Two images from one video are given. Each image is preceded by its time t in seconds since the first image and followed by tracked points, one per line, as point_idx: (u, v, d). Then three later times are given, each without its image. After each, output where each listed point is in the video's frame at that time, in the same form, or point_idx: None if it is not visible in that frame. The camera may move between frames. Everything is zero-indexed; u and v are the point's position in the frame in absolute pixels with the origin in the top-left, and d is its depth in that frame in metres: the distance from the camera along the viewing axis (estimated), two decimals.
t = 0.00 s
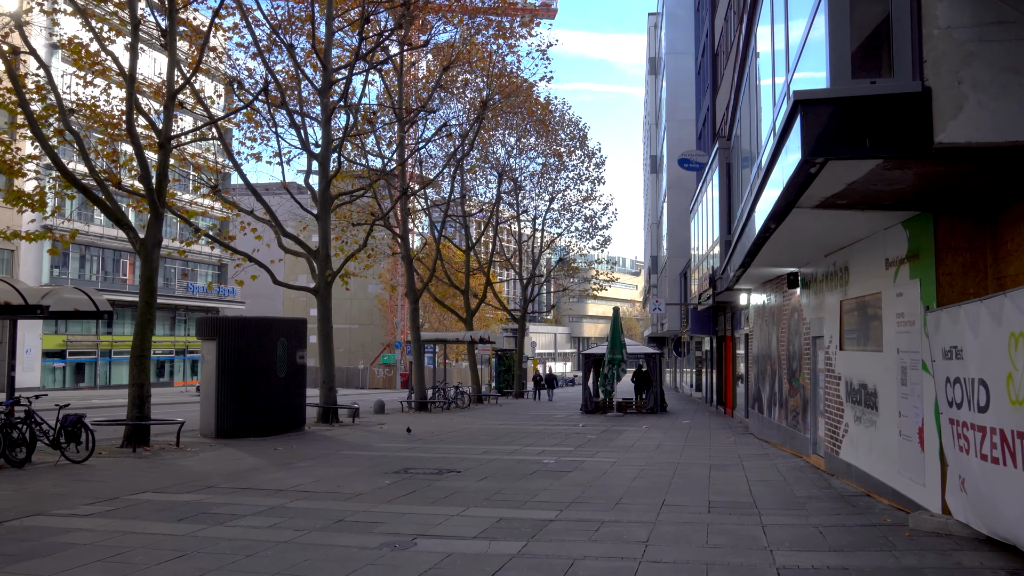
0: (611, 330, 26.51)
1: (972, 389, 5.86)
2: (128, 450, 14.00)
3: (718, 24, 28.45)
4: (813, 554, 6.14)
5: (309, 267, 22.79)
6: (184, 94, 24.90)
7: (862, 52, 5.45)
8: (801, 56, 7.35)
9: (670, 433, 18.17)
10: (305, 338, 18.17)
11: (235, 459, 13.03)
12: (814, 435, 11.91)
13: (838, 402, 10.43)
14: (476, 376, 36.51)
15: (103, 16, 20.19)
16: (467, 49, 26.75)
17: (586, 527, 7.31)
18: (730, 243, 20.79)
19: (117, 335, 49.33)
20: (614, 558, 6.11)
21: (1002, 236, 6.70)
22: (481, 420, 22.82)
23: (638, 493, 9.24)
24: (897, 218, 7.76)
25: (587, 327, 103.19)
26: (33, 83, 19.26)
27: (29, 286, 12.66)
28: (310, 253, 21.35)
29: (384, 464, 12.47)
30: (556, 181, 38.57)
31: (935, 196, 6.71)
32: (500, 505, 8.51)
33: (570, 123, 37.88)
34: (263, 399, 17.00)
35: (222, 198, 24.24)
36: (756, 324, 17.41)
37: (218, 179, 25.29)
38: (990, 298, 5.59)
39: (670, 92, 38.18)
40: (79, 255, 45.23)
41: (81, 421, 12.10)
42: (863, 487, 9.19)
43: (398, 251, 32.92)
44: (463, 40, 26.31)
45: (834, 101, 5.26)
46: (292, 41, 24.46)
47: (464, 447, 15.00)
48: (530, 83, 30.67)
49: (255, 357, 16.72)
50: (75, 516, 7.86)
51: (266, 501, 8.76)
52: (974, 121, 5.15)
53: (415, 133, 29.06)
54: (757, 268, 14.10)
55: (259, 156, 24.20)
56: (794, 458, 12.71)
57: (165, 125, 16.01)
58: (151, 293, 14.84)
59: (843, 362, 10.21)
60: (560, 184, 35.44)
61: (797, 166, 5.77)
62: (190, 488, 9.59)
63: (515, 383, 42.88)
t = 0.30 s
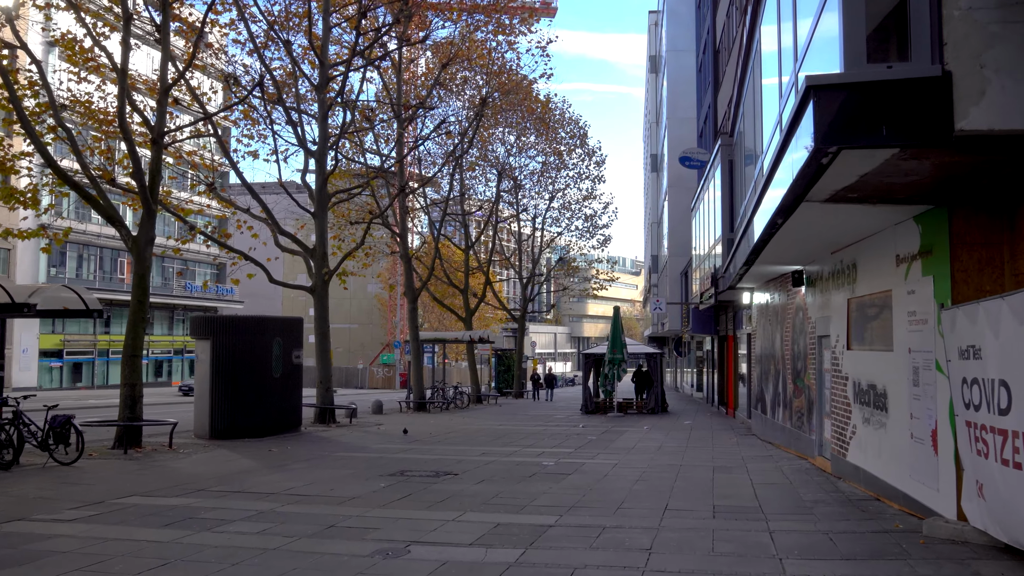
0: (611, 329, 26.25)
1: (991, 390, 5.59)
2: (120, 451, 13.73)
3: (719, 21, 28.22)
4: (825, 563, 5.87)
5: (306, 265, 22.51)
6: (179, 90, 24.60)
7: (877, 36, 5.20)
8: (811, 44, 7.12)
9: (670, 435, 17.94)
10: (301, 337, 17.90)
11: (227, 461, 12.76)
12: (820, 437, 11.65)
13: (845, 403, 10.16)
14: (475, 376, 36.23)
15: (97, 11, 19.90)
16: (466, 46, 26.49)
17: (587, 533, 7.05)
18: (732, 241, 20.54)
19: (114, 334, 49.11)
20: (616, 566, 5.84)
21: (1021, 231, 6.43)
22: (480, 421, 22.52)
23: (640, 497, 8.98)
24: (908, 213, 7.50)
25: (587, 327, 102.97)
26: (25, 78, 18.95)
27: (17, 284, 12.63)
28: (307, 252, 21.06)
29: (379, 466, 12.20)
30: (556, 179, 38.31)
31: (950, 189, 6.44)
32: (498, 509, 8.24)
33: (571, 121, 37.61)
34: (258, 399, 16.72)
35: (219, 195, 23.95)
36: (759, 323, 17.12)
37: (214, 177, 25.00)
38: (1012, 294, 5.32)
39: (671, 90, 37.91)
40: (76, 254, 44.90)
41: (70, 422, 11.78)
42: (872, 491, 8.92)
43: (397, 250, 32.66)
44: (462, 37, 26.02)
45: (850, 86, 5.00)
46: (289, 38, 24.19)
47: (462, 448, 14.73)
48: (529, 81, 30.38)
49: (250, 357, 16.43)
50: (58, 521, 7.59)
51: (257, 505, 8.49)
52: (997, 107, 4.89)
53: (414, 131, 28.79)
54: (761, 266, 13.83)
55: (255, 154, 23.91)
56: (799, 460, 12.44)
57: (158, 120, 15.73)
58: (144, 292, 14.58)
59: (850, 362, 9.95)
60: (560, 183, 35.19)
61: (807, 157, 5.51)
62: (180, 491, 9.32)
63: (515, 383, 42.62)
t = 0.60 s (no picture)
0: (611, 329, 26.02)
1: (1010, 391, 5.34)
2: (111, 452, 13.48)
3: (721, 18, 27.98)
4: (837, 571, 5.61)
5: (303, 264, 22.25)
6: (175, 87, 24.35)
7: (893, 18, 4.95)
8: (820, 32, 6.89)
9: (672, 435, 17.71)
10: (297, 336, 17.63)
11: (220, 463, 12.51)
12: (825, 438, 11.41)
13: (853, 404, 9.91)
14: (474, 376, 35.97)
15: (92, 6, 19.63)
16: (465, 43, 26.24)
17: (587, 539, 6.79)
18: (734, 240, 20.34)
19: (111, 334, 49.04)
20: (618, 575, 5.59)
21: None
22: (480, 422, 22.27)
23: (643, 501, 8.72)
24: (920, 207, 7.25)
25: (587, 327, 102.76)
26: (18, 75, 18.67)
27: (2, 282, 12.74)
28: (304, 250, 20.81)
29: (375, 468, 11.95)
30: (556, 178, 38.08)
31: (966, 181, 6.19)
32: (496, 514, 7.98)
33: (571, 119, 37.36)
34: (253, 400, 16.46)
35: (215, 193, 23.70)
36: (762, 323, 16.89)
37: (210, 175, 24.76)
38: None
39: (672, 88, 37.67)
40: (74, 254, 44.64)
41: (59, 423, 11.49)
42: (881, 495, 8.67)
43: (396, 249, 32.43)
44: (462, 35, 25.79)
45: (865, 70, 4.74)
46: (287, 35, 23.94)
47: (460, 449, 14.48)
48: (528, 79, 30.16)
49: (246, 357, 16.18)
50: (40, 525, 7.33)
51: (248, 509, 8.24)
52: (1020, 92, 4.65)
53: (413, 129, 28.54)
54: (764, 265, 13.59)
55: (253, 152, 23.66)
56: (803, 462, 12.19)
57: (151, 116, 15.47)
58: (137, 290, 14.32)
59: (857, 362, 9.70)
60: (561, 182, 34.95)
61: (819, 145, 5.26)
62: (169, 494, 9.07)
63: (514, 384, 42.37)
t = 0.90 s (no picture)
0: (612, 328, 25.77)
1: None
2: (101, 453, 13.20)
3: (723, 14, 27.72)
4: None
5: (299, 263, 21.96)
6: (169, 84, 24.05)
7: None
8: (829, 17, 6.63)
9: (672, 435, 17.44)
10: (293, 335, 17.36)
11: (212, 464, 12.23)
12: (831, 439, 11.15)
13: (860, 404, 9.65)
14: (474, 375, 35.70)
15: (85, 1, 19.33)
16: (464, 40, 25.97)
17: (588, 545, 6.52)
18: (737, 238, 20.12)
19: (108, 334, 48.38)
20: None
21: None
22: (478, 422, 22.02)
23: (645, 504, 8.44)
24: (932, 199, 6.99)
25: (587, 327, 102.55)
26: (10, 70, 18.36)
27: None
28: (301, 248, 20.54)
29: (371, 469, 11.68)
30: (556, 176, 37.81)
31: (982, 170, 5.93)
32: (493, 517, 7.72)
33: (571, 117, 37.08)
34: (247, 400, 16.18)
35: (211, 191, 23.41)
36: (765, 321, 16.61)
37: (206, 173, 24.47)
38: None
39: (673, 86, 37.39)
40: (71, 253, 44.34)
41: (47, 423, 11.24)
42: (891, 497, 8.41)
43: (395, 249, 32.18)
44: (461, 32, 25.53)
45: (881, 49, 4.48)
46: (284, 32, 23.67)
47: (457, 450, 14.21)
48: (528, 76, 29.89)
49: (240, 356, 15.89)
50: (19, 530, 7.05)
51: (237, 512, 7.97)
52: None
53: (412, 127, 28.27)
54: (768, 262, 13.33)
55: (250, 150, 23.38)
56: (808, 463, 11.92)
57: (143, 112, 15.19)
58: (128, 288, 14.08)
59: (865, 361, 9.44)
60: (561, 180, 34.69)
61: (830, 132, 5.01)
62: (156, 497, 8.79)
63: (514, 384, 42.11)
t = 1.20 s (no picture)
0: (613, 327, 25.53)
1: None
2: (93, 455, 12.95)
3: (725, 11, 27.47)
4: None
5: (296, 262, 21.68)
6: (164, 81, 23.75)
7: None
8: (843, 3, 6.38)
9: (674, 437, 17.18)
10: (289, 335, 17.09)
11: (205, 466, 11.98)
12: (838, 440, 10.91)
13: (868, 405, 9.41)
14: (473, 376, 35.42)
15: None
16: (463, 38, 25.68)
17: (589, 552, 6.26)
18: (740, 237, 19.90)
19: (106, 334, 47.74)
20: None
21: None
22: (478, 423, 21.77)
23: (649, 509, 8.18)
24: (947, 193, 6.75)
25: (587, 327, 102.31)
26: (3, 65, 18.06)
27: None
28: (297, 247, 20.26)
29: (368, 472, 11.42)
30: (557, 175, 37.53)
31: (1002, 162, 5.67)
32: (492, 523, 7.47)
33: (571, 116, 36.81)
34: (243, 401, 15.93)
35: (208, 189, 23.12)
36: (769, 320, 16.36)
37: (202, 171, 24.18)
38: None
39: (674, 84, 37.11)
40: (69, 252, 44.04)
41: (35, 424, 10.98)
42: (902, 502, 8.17)
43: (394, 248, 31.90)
44: (461, 29, 25.26)
45: (903, 29, 4.21)
46: (281, 29, 23.38)
47: (455, 452, 13.96)
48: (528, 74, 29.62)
49: (235, 355, 15.64)
50: None
51: (227, 517, 7.72)
52: None
53: (411, 125, 27.98)
54: (772, 260, 13.09)
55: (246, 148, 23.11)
56: (814, 466, 11.68)
57: (137, 108, 14.90)
58: (121, 287, 13.84)
59: (874, 361, 9.20)
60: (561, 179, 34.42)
61: (848, 119, 4.75)
62: (145, 501, 8.54)
63: (514, 384, 41.86)
